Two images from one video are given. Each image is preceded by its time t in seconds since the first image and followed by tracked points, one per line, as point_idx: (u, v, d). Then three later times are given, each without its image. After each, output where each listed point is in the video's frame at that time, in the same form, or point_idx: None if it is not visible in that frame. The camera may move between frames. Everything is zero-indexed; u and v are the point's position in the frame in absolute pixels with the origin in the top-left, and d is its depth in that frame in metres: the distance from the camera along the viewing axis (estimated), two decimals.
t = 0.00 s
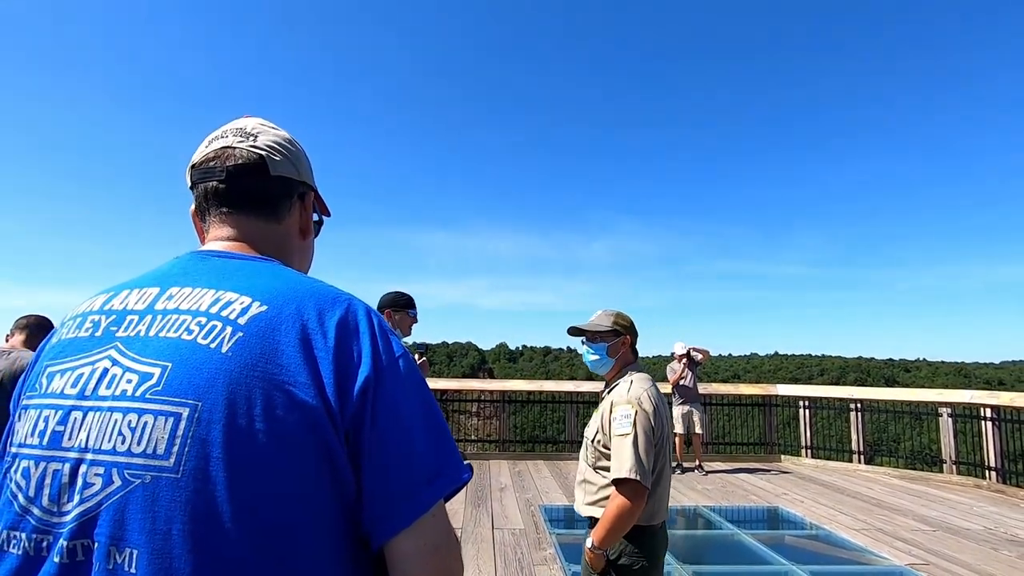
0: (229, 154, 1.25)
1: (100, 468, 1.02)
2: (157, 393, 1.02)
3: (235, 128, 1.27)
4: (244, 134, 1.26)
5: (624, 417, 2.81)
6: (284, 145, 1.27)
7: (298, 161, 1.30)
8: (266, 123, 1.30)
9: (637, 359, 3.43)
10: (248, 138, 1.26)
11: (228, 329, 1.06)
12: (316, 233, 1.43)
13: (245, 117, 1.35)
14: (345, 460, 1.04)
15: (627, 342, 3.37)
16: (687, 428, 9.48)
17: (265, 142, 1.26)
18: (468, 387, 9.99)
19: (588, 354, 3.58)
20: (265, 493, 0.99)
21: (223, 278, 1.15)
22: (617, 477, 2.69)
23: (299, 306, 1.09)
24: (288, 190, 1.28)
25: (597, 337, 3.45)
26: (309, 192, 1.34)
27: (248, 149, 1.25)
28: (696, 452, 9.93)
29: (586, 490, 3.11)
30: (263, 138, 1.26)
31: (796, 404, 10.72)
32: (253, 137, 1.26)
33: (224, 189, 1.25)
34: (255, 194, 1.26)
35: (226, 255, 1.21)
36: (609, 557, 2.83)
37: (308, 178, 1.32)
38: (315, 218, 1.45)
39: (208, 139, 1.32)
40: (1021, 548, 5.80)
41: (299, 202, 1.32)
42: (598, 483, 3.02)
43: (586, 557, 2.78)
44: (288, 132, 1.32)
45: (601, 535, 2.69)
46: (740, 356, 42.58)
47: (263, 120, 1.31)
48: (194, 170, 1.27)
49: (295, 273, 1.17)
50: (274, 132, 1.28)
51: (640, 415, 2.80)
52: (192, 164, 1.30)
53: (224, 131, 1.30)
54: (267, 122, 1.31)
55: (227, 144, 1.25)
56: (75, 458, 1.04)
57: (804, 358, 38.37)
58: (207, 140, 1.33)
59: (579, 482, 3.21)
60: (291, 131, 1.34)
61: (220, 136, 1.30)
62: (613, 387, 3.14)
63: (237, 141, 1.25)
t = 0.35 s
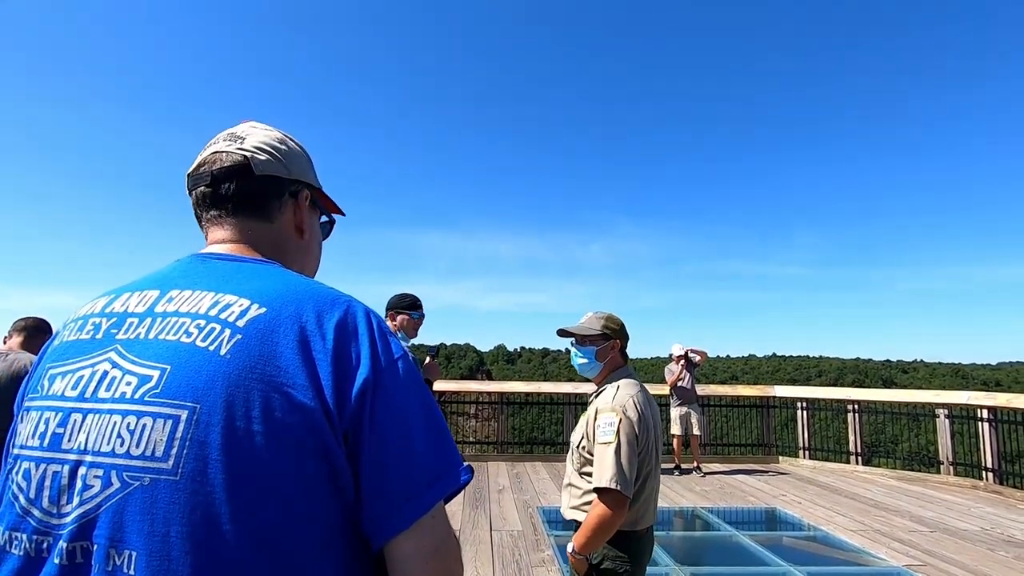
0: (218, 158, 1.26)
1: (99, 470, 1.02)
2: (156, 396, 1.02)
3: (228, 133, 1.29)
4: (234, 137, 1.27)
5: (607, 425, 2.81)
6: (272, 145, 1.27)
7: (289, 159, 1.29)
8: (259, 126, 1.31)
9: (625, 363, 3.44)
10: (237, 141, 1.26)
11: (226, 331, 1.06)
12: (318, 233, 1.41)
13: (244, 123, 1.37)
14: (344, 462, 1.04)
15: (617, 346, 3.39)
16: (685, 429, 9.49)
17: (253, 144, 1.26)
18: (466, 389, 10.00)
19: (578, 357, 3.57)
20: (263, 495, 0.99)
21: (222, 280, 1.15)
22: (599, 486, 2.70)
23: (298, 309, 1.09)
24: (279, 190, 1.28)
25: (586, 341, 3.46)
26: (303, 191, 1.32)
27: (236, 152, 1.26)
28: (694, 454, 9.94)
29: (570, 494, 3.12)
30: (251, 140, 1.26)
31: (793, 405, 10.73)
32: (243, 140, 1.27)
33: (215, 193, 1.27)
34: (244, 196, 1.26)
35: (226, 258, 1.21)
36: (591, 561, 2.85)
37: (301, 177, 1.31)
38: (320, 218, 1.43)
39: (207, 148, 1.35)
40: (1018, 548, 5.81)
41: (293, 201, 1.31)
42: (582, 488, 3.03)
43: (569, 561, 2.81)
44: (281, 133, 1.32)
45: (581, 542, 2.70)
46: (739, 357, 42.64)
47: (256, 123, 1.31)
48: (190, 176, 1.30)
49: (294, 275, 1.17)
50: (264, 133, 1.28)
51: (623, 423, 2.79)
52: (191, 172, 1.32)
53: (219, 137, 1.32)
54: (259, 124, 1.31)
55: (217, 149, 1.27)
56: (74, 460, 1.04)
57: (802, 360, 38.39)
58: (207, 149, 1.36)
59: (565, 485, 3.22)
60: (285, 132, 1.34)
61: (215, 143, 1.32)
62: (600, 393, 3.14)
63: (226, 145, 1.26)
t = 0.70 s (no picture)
0: (220, 164, 1.26)
1: (107, 473, 1.02)
2: (163, 400, 1.02)
3: (231, 138, 1.29)
4: (237, 142, 1.27)
5: (603, 428, 2.81)
6: (274, 149, 1.26)
7: (291, 163, 1.29)
8: (262, 130, 1.31)
9: (623, 367, 3.43)
10: (240, 146, 1.27)
11: (233, 335, 1.06)
12: (323, 236, 1.41)
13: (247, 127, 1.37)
14: (350, 467, 1.04)
15: (613, 351, 3.40)
16: (685, 433, 9.48)
17: (255, 148, 1.26)
18: (466, 392, 10.00)
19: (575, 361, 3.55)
20: (270, 499, 0.99)
21: (228, 284, 1.15)
22: (594, 489, 2.70)
23: (305, 313, 1.09)
24: (281, 193, 1.28)
25: (584, 345, 3.46)
26: (306, 194, 1.32)
27: (238, 156, 1.26)
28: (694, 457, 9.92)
29: (569, 497, 3.13)
30: (253, 144, 1.27)
31: (793, 409, 10.69)
32: (245, 144, 1.27)
33: (218, 198, 1.27)
34: (248, 201, 1.26)
35: (232, 262, 1.21)
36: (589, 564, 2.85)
37: (304, 180, 1.31)
38: (325, 220, 1.43)
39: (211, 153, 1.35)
40: (1018, 553, 5.80)
41: (296, 205, 1.31)
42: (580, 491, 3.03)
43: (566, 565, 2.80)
44: (284, 137, 1.32)
45: (577, 545, 2.70)
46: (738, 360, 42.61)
47: (258, 127, 1.32)
48: (194, 182, 1.30)
49: (301, 279, 1.17)
50: (266, 137, 1.28)
51: (619, 426, 2.79)
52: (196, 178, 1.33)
53: (223, 143, 1.32)
54: (261, 128, 1.31)
55: (220, 154, 1.27)
56: (81, 463, 1.04)
57: (802, 363, 38.34)
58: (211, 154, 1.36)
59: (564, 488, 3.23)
60: (287, 135, 1.34)
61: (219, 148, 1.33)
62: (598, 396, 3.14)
63: (229, 150, 1.27)
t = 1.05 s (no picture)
0: (222, 166, 1.26)
1: (109, 476, 1.02)
2: (165, 402, 1.02)
3: (232, 140, 1.29)
4: (237, 145, 1.27)
5: (618, 422, 2.83)
6: (276, 151, 1.27)
7: (293, 164, 1.29)
8: (262, 131, 1.31)
9: (627, 369, 3.43)
10: (241, 148, 1.27)
11: (236, 338, 1.06)
12: (325, 237, 1.41)
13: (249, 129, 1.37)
14: (352, 469, 1.04)
15: (618, 352, 3.39)
16: (685, 435, 9.47)
17: (256, 150, 1.26)
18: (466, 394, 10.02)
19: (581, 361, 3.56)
20: (271, 502, 0.99)
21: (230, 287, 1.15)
22: (613, 481, 2.69)
23: (307, 316, 1.09)
24: (282, 196, 1.28)
25: (589, 346, 3.46)
26: (308, 196, 1.32)
27: (240, 159, 1.26)
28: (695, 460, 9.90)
29: (574, 494, 3.12)
30: (254, 146, 1.27)
31: (794, 412, 10.67)
32: (246, 146, 1.27)
33: (220, 200, 1.27)
34: (249, 203, 1.26)
35: (233, 264, 1.22)
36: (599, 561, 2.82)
37: (305, 182, 1.31)
38: (327, 222, 1.43)
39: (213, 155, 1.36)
40: (1019, 557, 5.78)
41: (298, 206, 1.31)
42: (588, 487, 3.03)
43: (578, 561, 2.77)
44: (285, 138, 1.32)
45: (595, 539, 2.67)
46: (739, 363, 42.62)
47: (259, 129, 1.32)
48: (196, 184, 1.30)
49: (304, 282, 1.18)
50: (267, 139, 1.29)
51: (634, 421, 2.82)
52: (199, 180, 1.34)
53: (224, 145, 1.33)
54: (262, 130, 1.32)
55: (222, 156, 1.27)
56: (84, 466, 1.04)
57: (803, 366, 38.30)
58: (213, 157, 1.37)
59: (567, 486, 3.22)
60: (288, 136, 1.34)
61: (221, 150, 1.33)
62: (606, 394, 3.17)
63: (230, 152, 1.27)
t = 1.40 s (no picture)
0: (228, 164, 1.26)
1: (109, 475, 1.02)
2: (165, 402, 1.02)
3: (237, 138, 1.29)
4: (242, 144, 1.27)
5: (617, 410, 2.86)
6: (281, 152, 1.27)
7: (297, 166, 1.30)
8: (267, 131, 1.31)
9: (623, 369, 3.43)
10: (246, 148, 1.27)
11: (236, 338, 1.06)
12: (326, 238, 1.41)
13: (251, 126, 1.36)
14: (351, 470, 1.04)
15: (615, 352, 3.39)
16: (683, 438, 9.46)
17: (261, 151, 1.26)
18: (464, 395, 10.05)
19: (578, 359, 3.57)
20: (270, 503, 0.99)
21: (231, 287, 1.15)
22: (615, 466, 2.71)
23: (306, 316, 1.09)
24: (286, 198, 1.28)
25: (586, 346, 3.47)
26: (311, 197, 1.33)
27: (245, 159, 1.26)
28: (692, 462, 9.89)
29: (577, 490, 3.11)
30: (259, 146, 1.26)
31: (792, 415, 10.65)
32: (251, 146, 1.27)
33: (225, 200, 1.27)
34: (254, 203, 1.26)
35: (233, 264, 1.22)
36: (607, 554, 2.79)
37: (310, 183, 1.31)
38: (327, 223, 1.44)
39: (215, 153, 1.35)
40: (1016, 561, 5.79)
41: (301, 208, 1.31)
42: (590, 480, 3.03)
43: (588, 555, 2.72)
44: (289, 139, 1.32)
45: (604, 528, 2.65)
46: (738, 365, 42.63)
47: (264, 128, 1.32)
48: (198, 181, 1.30)
49: (305, 282, 1.18)
50: (272, 140, 1.28)
51: (633, 409, 2.86)
52: (200, 177, 1.33)
53: (227, 143, 1.32)
54: (267, 129, 1.31)
55: (227, 155, 1.27)
56: (84, 465, 1.04)
57: (800, 369, 38.33)
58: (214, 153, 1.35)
59: (568, 484, 3.20)
60: (292, 137, 1.34)
61: (224, 148, 1.33)
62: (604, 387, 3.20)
63: (235, 151, 1.27)
